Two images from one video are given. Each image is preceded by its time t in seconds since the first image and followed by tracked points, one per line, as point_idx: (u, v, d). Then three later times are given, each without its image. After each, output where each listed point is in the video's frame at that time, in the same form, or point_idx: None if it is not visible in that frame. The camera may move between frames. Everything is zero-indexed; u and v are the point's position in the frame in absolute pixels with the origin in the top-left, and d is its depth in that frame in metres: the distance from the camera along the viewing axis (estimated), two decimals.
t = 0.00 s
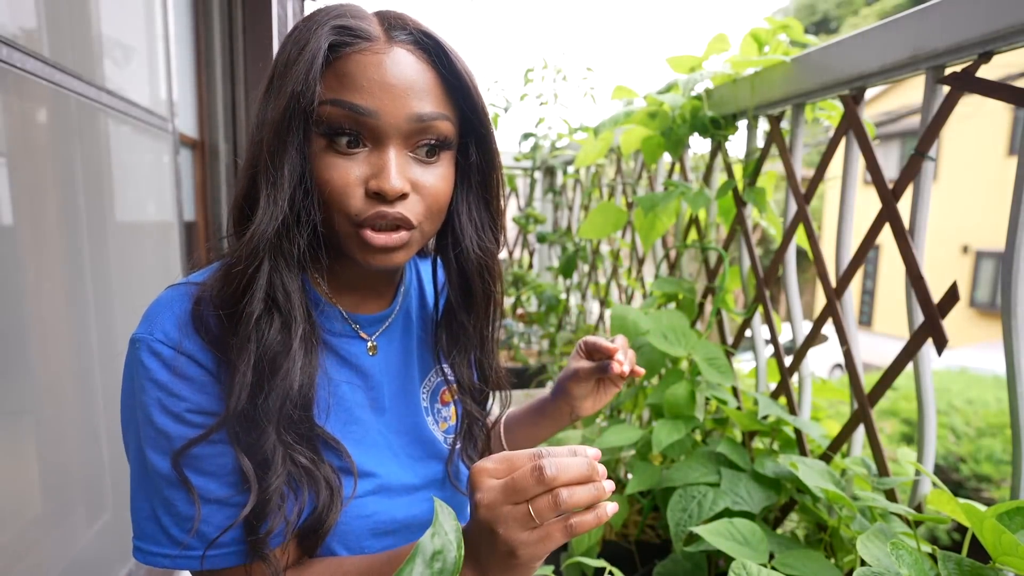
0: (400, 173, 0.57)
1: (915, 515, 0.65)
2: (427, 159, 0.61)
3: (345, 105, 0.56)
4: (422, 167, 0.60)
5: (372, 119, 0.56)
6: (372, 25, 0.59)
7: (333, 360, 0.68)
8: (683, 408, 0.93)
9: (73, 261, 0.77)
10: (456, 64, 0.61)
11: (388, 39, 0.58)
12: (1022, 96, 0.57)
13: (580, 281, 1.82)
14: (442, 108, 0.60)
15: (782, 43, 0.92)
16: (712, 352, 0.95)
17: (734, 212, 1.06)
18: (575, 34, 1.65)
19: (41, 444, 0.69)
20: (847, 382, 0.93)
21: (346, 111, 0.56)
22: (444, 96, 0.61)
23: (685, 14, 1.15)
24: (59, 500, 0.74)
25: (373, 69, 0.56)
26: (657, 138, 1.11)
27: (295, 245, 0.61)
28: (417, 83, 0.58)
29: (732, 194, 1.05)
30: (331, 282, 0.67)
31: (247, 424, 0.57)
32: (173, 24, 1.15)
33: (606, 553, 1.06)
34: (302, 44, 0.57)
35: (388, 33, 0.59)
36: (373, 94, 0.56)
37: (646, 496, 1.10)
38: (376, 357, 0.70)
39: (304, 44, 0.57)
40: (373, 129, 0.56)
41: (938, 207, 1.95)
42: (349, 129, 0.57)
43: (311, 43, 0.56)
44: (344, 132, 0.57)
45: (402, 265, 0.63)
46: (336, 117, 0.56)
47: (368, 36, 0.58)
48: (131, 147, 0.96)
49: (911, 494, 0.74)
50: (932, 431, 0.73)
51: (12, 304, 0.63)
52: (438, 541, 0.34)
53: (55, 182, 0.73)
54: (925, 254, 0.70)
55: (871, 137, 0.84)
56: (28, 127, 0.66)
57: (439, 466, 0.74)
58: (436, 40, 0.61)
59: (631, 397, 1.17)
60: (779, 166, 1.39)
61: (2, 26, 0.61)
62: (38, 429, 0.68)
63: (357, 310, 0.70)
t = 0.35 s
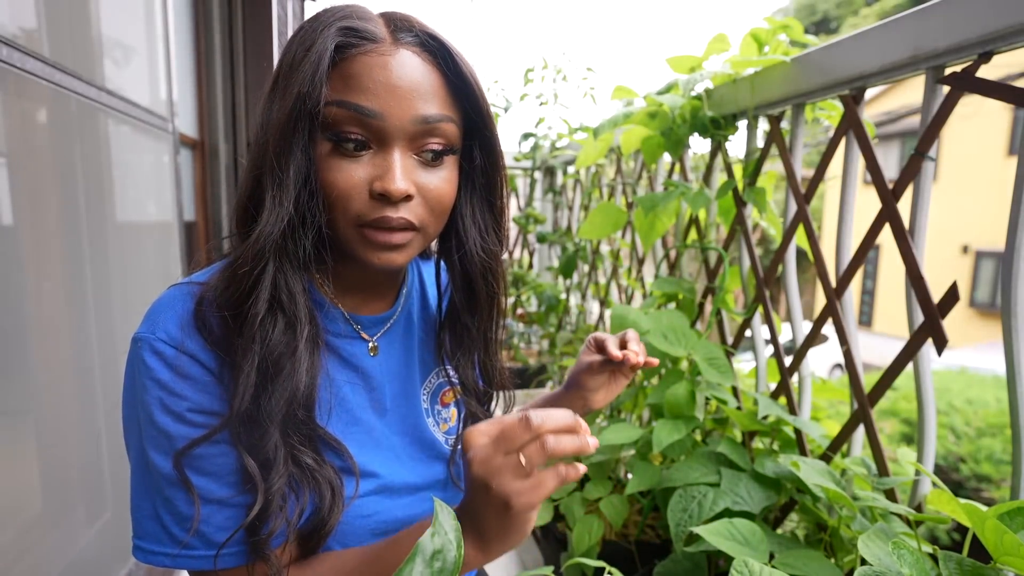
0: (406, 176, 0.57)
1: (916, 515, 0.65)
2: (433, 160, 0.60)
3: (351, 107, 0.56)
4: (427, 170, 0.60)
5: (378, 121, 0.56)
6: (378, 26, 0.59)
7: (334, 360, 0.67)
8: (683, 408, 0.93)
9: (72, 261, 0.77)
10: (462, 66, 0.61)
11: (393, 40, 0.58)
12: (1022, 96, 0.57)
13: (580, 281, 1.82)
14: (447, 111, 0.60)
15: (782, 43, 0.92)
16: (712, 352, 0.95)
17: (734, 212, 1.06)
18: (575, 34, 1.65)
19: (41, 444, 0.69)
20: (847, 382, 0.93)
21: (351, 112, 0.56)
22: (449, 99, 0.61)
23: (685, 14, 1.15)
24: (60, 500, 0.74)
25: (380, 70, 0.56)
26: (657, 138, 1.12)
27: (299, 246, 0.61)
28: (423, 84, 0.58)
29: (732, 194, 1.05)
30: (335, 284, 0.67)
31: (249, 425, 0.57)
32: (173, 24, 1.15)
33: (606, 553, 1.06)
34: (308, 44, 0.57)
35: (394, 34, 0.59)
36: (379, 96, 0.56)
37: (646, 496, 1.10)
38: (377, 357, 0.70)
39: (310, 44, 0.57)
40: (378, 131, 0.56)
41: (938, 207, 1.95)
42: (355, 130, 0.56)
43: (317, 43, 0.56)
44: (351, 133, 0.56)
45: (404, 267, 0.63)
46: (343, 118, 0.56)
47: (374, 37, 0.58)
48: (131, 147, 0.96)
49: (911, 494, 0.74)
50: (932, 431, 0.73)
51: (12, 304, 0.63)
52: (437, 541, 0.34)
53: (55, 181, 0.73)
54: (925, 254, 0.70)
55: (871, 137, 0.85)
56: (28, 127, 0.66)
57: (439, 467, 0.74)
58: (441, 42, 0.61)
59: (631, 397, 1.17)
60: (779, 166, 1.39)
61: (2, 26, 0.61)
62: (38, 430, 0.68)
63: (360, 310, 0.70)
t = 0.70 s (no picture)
0: (395, 161, 0.55)
1: (916, 515, 0.65)
2: (424, 147, 0.59)
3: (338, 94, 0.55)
4: (417, 157, 0.58)
5: (365, 106, 0.55)
6: (367, 18, 0.59)
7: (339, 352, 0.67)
8: (683, 408, 0.93)
9: (73, 261, 0.77)
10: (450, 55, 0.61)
11: (381, 30, 0.58)
12: (1022, 97, 0.57)
13: (580, 281, 1.82)
14: (437, 98, 0.59)
15: (782, 43, 0.92)
16: (712, 352, 0.95)
17: (734, 212, 1.05)
18: (575, 35, 1.65)
19: (42, 444, 0.69)
20: (847, 382, 0.93)
21: (338, 98, 0.55)
22: (439, 86, 0.60)
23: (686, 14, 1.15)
24: (60, 501, 0.74)
25: (366, 57, 0.55)
26: (657, 139, 1.12)
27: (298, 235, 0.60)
28: (410, 69, 0.57)
29: (732, 194, 1.05)
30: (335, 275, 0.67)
31: (270, 405, 0.57)
32: (173, 24, 1.15)
33: (607, 553, 1.06)
34: (298, 37, 0.57)
35: (382, 25, 0.59)
36: (365, 81, 0.55)
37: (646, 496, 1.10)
38: (380, 348, 0.71)
39: (300, 36, 0.57)
40: (366, 116, 0.55)
41: (938, 207, 1.95)
42: (346, 116, 0.56)
43: (307, 35, 0.57)
44: (342, 120, 0.56)
45: (398, 258, 0.61)
46: (332, 105, 0.55)
47: (363, 27, 0.58)
48: (131, 147, 0.96)
49: (911, 494, 0.75)
50: (932, 431, 0.73)
51: (11, 304, 0.63)
52: (437, 541, 0.34)
53: (55, 181, 0.73)
54: (925, 254, 0.70)
55: (871, 137, 0.85)
56: (28, 126, 0.66)
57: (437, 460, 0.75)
58: (429, 32, 0.61)
59: (631, 397, 1.17)
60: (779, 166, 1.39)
61: (2, 26, 0.61)
62: (38, 430, 0.68)
63: (360, 303, 0.70)
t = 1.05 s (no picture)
0: (366, 163, 0.55)
1: (916, 515, 0.65)
2: (401, 148, 0.58)
3: (311, 92, 0.55)
4: (393, 156, 0.57)
5: (336, 104, 0.55)
6: (344, 12, 0.58)
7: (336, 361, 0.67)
8: (683, 408, 0.93)
9: (73, 261, 0.77)
10: (428, 47, 0.58)
11: (359, 24, 0.57)
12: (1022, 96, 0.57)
13: (580, 281, 1.82)
14: (415, 95, 0.58)
15: (782, 43, 0.92)
16: (712, 352, 0.95)
17: (734, 212, 1.05)
18: (575, 34, 1.65)
19: (41, 443, 0.69)
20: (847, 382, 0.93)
21: (309, 98, 0.55)
22: (420, 82, 0.59)
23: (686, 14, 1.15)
24: (60, 501, 0.74)
25: (339, 53, 0.55)
26: (657, 139, 1.12)
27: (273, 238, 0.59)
28: (385, 65, 0.56)
29: (732, 194, 1.04)
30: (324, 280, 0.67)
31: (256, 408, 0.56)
32: (173, 24, 1.15)
33: (607, 553, 1.06)
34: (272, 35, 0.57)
35: (360, 20, 0.58)
36: (337, 79, 0.55)
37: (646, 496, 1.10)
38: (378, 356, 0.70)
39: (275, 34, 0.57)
40: (338, 116, 0.55)
41: (938, 207, 1.95)
42: (317, 116, 0.56)
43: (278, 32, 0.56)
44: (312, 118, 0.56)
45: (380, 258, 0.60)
46: (302, 103, 0.55)
47: (337, 21, 0.57)
48: (131, 147, 0.96)
49: (911, 494, 0.75)
50: (932, 431, 0.73)
51: (11, 305, 0.63)
52: (441, 543, 0.35)
53: (55, 181, 0.73)
54: (925, 254, 0.70)
55: (871, 137, 0.85)
56: (28, 126, 0.66)
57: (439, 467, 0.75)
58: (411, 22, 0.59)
59: (631, 397, 1.17)
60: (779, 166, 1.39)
61: (2, 26, 0.61)
62: (38, 430, 0.68)
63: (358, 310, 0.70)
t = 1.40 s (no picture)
0: (287, 176, 0.51)
1: (916, 515, 0.64)
2: (327, 159, 0.55)
3: (222, 97, 0.50)
4: (318, 168, 0.54)
5: (250, 111, 0.50)
6: None
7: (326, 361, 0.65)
8: (683, 408, 0.93)
9: (73, 261, 0.77)
10: (357, 45, 0.54)
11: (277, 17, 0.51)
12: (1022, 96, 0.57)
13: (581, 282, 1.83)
14: (342, 101, 0.53)
15: (782, 43, 0.92)
16: (712, 352, 0.95)
17: (734, 212, 1.05)
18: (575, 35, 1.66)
19: (41, 443, 0.69)
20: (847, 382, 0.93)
21: (221, 104, 0.50)
22: (350, 84, 0.55)
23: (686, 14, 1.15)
24: (60, 502, 0.74)
25: (255, 55, 0.49)
26: (657, 139, 1.12)
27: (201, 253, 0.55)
28: (309, 70, 0.51)
29: (732, 194, 1.04)
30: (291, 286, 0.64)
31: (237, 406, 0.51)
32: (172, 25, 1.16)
33: (607, 553, 1.06)
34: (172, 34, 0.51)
35: (280, 11, 0.51)
36: (251, 84, 0.50)
37: (646, 496, 1.10)
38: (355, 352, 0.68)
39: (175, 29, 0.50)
40: (253, 123, 0.51)
41: (938, 207, 1.96)
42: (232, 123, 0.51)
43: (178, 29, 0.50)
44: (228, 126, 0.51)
45: (307, 273, 0.58)
46: (214, 109, 0.50)
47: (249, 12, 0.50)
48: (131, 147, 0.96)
49: (911, 495, 0.75)
50: (932, 431, 0.73)
51: (11, 305, 0.63)
52: (439, 542, 0.34)
53: (55, 181, 0.73)
54: (925, 254, 0.70)
55: (871, 137, 0.85)
56: (28, 126, 0.66)
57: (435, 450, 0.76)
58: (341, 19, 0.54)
59: (631, 397, 1.17)
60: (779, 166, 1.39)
61: (2, 26, 0.61)
62: (38, 429, 0.68)
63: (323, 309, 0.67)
